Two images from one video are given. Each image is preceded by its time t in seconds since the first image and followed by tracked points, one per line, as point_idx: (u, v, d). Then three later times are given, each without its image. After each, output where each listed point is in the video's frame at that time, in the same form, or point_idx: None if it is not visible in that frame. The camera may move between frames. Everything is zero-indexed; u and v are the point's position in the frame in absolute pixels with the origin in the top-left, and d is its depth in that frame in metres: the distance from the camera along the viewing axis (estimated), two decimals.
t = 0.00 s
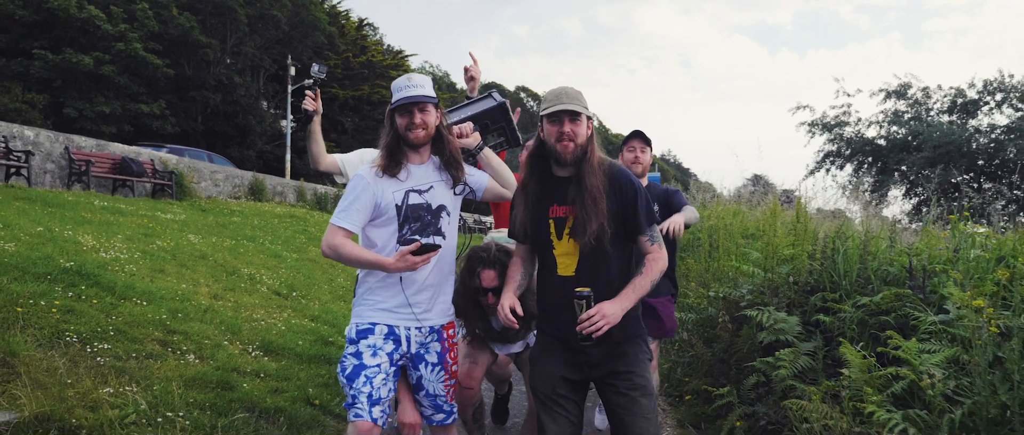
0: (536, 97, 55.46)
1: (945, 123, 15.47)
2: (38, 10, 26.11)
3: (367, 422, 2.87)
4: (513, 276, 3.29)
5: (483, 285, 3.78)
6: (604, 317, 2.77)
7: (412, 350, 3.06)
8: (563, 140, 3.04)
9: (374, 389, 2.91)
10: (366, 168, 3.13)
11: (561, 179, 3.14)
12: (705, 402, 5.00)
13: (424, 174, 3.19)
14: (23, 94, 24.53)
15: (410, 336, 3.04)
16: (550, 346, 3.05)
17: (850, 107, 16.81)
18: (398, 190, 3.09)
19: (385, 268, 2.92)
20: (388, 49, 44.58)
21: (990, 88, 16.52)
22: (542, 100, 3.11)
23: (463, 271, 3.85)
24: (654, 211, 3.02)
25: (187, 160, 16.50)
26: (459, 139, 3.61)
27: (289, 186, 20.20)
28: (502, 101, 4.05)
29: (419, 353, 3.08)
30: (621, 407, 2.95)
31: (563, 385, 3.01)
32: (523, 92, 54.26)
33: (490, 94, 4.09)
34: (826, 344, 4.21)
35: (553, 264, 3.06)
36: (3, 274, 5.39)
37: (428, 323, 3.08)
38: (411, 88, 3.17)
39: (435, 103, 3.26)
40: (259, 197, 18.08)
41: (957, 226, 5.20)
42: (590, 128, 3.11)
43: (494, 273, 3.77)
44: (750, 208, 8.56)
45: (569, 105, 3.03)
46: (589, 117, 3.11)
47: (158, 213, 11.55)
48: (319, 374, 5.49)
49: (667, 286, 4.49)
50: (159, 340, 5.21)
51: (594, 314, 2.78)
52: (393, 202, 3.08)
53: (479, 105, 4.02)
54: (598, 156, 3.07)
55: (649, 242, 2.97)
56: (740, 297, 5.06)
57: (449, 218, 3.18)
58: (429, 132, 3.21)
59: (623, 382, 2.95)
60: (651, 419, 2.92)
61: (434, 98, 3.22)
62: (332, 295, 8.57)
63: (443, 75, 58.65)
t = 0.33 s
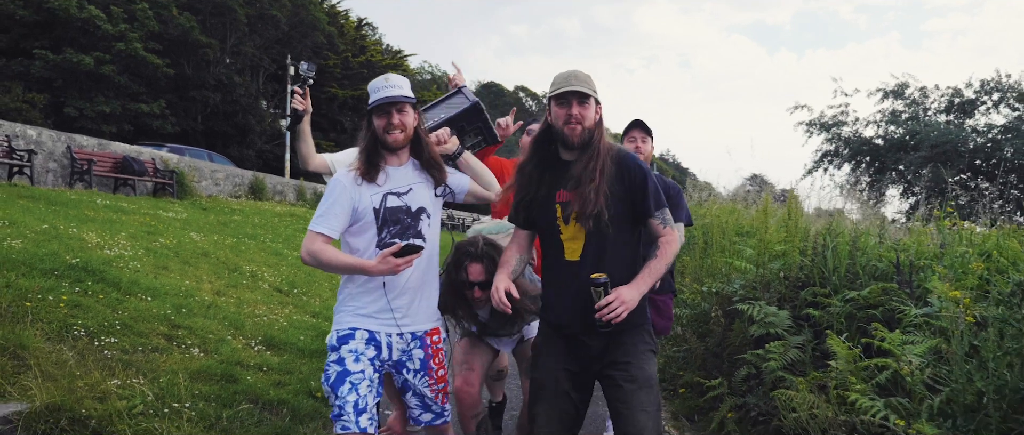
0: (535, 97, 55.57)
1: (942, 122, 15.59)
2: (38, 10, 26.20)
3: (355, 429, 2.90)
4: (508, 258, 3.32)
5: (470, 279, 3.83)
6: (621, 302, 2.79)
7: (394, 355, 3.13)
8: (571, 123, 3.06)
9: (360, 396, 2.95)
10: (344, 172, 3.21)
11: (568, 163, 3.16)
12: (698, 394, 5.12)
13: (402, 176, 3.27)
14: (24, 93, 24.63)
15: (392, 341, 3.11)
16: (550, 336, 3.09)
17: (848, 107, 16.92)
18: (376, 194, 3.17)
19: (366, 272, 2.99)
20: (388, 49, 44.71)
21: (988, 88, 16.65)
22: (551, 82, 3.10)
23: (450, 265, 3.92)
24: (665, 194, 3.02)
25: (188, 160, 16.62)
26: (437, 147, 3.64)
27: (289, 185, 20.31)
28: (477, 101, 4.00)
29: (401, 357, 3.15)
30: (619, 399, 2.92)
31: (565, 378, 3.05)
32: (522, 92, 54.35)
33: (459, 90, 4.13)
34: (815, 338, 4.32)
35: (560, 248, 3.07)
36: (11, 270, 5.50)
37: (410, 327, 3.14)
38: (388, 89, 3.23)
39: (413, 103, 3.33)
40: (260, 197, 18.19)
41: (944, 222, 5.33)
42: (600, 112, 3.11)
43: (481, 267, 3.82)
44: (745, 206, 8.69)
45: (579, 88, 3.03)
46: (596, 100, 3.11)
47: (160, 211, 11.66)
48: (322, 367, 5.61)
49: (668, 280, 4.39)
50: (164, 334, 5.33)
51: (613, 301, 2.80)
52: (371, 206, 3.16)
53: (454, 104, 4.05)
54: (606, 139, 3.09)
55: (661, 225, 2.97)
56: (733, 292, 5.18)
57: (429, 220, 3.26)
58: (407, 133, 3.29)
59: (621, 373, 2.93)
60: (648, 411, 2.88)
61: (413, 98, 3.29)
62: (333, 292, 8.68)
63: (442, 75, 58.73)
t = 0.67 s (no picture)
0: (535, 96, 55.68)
1: (940, 122, 15.72)
2: (38, 10, 26.31)
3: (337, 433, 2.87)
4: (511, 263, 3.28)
5: (465, 274, 3.88)
6: (635, 304, 2.65)
7: (382, 349, 3.02)
8: (586, 124, 2.96)
9: (344, 400, 2.91)
10: (321, 164, 3.06)
11: (581, 164, 3.04)
12: (692, 388, 5.21)
13: (382, 167, 3.12)
14: (25, 93, 24.75)
15: (379, 335, 3.00)
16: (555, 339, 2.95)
17: (846, 107, 17.03)
18: (355, 185, 3.02)
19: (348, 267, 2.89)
20: (388, 49, 44.82)
21: (985, 87, 16.77)
22: (564, 83, 3.01)
23: (444, 258, 3.95)
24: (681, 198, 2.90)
25: (188, 159, 16.72)
26: (416, 134, 3.53)
27: (289, 184, 20.42)
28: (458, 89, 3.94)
29: (391, 350, 3.03)
30: (621, 410, 2.76)
31: (567, 384, 2.88)
32: (522, 91, 54.47)
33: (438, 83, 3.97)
34: (805, 332, 4.42)
35: (571, 250, 2.94)
36: (20, 266, 5.62)
37: (397, 319, 3.03)
38: (366, 77, 3.09)
39: (391, 91, 3.18)
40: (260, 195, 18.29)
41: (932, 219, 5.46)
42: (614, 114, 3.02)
43: (477, 263, 3.88)
44: (741, 204, 8.80)
45: (593, 87, 2.93)
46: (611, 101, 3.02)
47: (162, 210, 11.77)
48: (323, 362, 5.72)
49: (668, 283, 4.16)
50: (169, 329, 5.44)
51: (627, 301, 2.65)
52: (351, 198, 3.02)
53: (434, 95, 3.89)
54: (621, 141, 2.98)
55: (677, 228, 2.84)
56: (725, 287, 5.30)
57: (411, 210, 3.13)
58: (386, 123, 3.13)
59: (624, 386, 2.77)
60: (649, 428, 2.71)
61: (391, 85, 3.14)
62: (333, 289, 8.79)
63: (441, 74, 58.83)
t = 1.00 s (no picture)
0: (534, 96, 55.73)
1: (938, 122, 15.80)
2: (38, 10, 26.40)
3: (337, 422, 3.03)
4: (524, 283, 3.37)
5: (468, 260, 4.01)
6: (641, 318, 2.66)
7: (371, 338, 3.05)
8: (603, 134, 2.97)
9: (340, 390, 3.03)
10: (307, 151, 3.08)
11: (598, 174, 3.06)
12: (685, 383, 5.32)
13: (368, 153, 3.14)
14: (26, 93, 24.87)
15: (368, 325, 3.03)
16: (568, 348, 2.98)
17: (844, 106, 17.11)
18: (342, 171, 3.05)
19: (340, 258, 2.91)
20: (388, 49, 44.92)
21: (983, 87, 16.88)
22: (583, 90, 3.01)
23: (446, 244, 4.07)
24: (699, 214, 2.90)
25: (189, 159, 16.84)
26: (405, 117, 3.68)
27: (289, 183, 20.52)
28: (444, 74, 4.20)
29: (380, 338, 3.06)
30: (637, 418, 2.77)
31: (573, 393, 2.89)
32: (521, 91, 54.54)
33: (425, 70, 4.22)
34: (795, 327, 4.53)
35: (582, 260, 2.97)
36: (28, 264, 5.73)
37: (386, 308, 3.06)
38: (351, 63, 3.12)
39: (377, 78, 3.20)
40: (260, 195, 18.39)
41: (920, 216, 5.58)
42: (632, 122, 3.02)
43: (480, 250, 4.02)
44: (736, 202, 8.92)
45: (611, 96, 2.94)
46: (629, 110, 3.02)
47: (163, 209, 11.88)
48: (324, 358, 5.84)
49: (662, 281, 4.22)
50: (174, 325, 5.56)
51: (633, 315, 2.67)
52: (338, 184, 3.04)
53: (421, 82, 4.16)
54: (639, 151, 2.98)
55: (691, 245, 2.85)
56: (718, 284, 5.42)
57: (399, 196, 3.17)
58: (371, 110, 3.15)
59: (639, 395, 2.78)
60: (665, 434, 2.73)
61: (376, 72, 3.17)
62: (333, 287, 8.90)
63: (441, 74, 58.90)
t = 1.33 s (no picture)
0: (533, 95, 55.83)
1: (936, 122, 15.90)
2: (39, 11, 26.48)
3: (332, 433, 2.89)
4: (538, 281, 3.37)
5: (487, 227, 3.79)
6: (638, 309, 2.65)
7: (357, 354, 2.85)
8: (612, 123, 2.96)
9: (332, 405, 2.87)
10: (297, 165, 2.89)
11: (609, 164, 3.08)
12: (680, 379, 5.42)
13: (360, 166, 2.96)
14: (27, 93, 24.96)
15: (356, 341, 2.83)
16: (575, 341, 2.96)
17: (842, 106, 17.23)
18: (336, 185, 2.86)
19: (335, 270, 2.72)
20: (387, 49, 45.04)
21: (980, 87, 17.01)
22: (594, 78, 3.00)
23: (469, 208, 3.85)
24: (706, 208, 2.87)
25: (191, 158, 16.95)
26: (396, 127, 3.48)
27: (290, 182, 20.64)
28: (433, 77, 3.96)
29: (364, 355, 2.85)
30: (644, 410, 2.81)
31: (580, 384, 2.89)
32: (521, 90, 54.66)
33: (411, 64, 4.00)
34: (785, 324, 4.65)
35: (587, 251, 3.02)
36: (35, 263, 5.84)
37: (377, 323, 2.86)
38: (343, 73, 2.95)
39: (370, 88, 3.04)
40: (261, 194, 18.52)
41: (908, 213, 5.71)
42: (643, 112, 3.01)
43: (501, 218, 3.79)
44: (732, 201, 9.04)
45: (622, 86, 2.92)
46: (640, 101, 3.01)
47: (165, 209, 11.99)
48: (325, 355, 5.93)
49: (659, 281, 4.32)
50: (179, 323, 5.67)
51: (628, 305, 2.67)
52: (331, 198, 2.85)
53: (408, 82, 3.94)
54: (647, 142, 2.97)
55: (696, 237, 2.82)
56: (712, 281, 5.53)
57: (393, 210, 2.98)
58: (364, 122, 2.98)
59: (645, 390, 2.82)
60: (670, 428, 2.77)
61: (369, 81, 3.01)
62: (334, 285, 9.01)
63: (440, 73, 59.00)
